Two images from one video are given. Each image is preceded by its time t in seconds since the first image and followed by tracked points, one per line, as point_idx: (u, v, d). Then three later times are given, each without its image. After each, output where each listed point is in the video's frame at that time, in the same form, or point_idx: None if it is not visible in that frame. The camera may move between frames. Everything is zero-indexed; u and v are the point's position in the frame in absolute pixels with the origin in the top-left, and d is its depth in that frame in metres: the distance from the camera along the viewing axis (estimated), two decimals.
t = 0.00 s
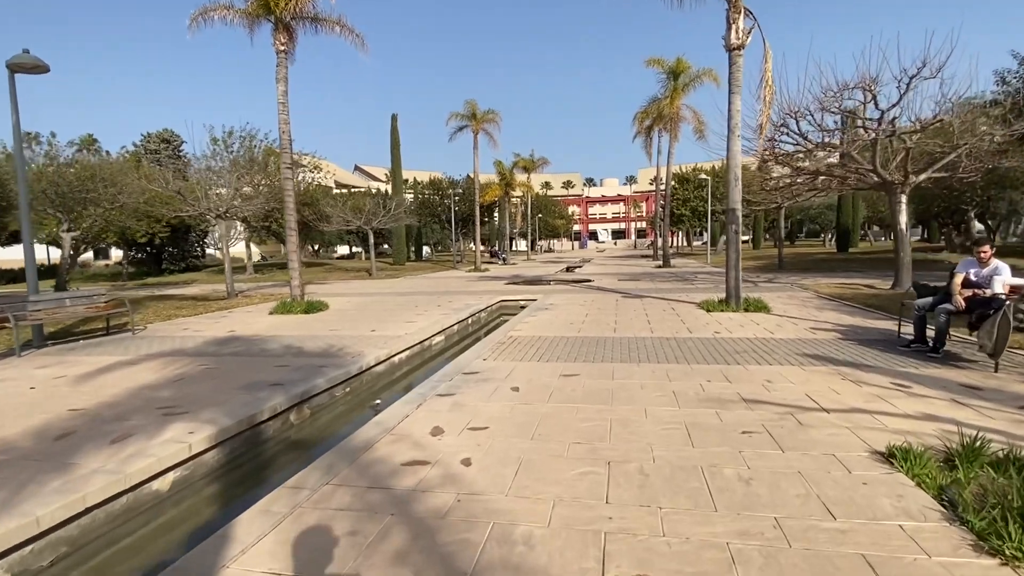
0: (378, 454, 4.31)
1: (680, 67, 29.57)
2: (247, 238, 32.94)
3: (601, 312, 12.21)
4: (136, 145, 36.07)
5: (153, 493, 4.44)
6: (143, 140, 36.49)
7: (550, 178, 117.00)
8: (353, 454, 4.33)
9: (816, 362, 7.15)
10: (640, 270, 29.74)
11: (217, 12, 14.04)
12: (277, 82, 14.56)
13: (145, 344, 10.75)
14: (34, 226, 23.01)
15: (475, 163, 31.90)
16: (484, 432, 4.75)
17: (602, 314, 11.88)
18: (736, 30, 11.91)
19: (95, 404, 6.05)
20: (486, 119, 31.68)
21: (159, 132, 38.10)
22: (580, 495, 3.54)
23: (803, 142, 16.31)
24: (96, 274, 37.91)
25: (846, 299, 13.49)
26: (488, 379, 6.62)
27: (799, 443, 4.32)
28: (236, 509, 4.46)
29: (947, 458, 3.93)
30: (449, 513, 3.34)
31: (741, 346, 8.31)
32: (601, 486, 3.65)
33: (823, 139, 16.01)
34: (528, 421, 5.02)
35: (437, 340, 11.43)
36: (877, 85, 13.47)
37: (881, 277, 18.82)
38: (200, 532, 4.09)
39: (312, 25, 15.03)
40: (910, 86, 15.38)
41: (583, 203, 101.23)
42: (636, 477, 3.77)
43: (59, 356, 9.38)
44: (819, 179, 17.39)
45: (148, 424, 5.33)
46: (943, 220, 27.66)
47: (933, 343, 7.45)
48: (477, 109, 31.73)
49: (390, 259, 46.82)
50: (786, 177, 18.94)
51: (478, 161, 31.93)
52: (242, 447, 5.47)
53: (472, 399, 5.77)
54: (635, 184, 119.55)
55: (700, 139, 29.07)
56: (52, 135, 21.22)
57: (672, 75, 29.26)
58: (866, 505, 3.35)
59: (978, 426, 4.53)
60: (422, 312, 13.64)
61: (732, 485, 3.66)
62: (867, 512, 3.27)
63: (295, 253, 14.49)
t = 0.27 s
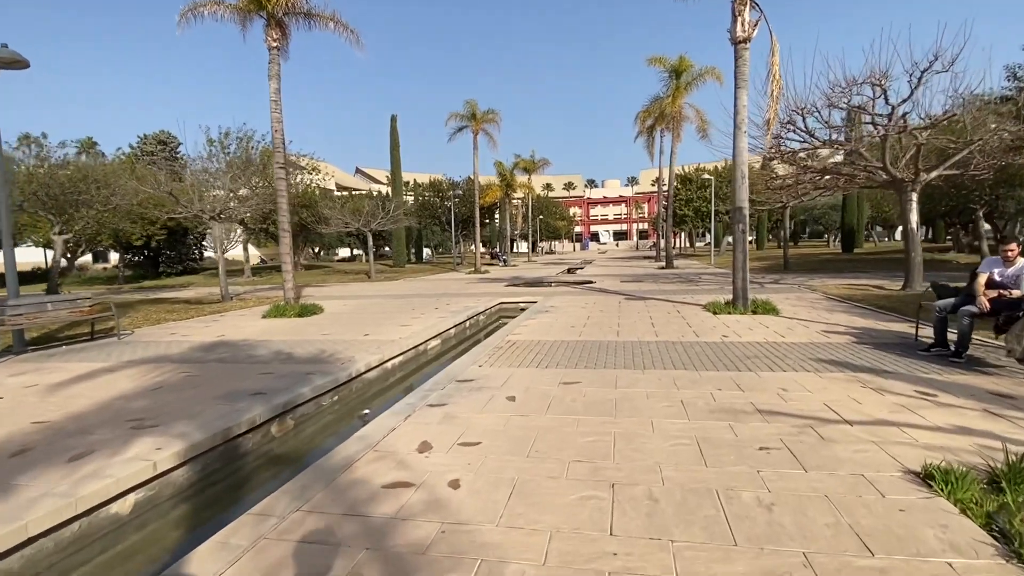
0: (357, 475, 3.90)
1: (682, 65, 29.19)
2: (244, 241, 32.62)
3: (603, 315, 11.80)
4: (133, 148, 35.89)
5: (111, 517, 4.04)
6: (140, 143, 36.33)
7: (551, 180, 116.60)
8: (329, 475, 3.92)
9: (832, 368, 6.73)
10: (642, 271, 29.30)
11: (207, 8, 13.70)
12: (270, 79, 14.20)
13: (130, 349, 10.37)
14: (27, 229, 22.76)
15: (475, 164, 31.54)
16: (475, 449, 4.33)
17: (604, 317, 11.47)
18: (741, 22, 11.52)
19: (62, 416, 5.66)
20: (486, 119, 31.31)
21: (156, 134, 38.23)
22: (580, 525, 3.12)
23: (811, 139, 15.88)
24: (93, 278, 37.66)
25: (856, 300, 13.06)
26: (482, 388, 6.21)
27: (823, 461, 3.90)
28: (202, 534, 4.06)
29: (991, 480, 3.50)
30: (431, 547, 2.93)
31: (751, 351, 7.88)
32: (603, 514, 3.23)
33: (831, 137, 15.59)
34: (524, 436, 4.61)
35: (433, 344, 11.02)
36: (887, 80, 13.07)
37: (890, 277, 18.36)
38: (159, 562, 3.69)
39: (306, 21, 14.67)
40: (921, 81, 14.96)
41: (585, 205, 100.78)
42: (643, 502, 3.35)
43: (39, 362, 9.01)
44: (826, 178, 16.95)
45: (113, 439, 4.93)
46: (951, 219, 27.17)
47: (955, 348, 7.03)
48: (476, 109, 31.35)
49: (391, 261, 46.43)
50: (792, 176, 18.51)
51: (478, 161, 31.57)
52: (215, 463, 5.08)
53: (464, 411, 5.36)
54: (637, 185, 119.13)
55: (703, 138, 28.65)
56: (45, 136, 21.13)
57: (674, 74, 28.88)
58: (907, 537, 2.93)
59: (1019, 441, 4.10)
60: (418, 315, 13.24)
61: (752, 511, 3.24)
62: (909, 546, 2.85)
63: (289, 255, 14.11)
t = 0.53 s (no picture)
0: (334, 512, 3.52)
1: (683, 65, 28.84)
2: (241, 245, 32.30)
3: (605, 322, 11.42)
4: (129, 151, 35.61)
5: (65, 558, 3.67)
6: (136, 146, 36.06)
7: (552, 181, 116.25)
8: (303, 512, 3.55)
9: (848, 381, 6.34)
10: (644, 274, 28.93)
11: (197, 7, 13.35)
12: (261, 80, 13.85)
13: (114, 360, 10.01)
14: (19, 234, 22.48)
15: (474, 166, 31.19)
16: (466, 479, 3.95)
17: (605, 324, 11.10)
18: (746, 19, 11.15)
19: (26, 438, 5.29)
20: (485, 121, 30.97)
21: (152, 136, 38.02)
22: None
23: (817, 139, 15.51)
24: (89, 282, 37.38)
25: (865, 305, 12.67)
26: (477, 405, 5.82)
27: (850, 494, 3.52)
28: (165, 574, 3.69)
29: None
30: None
31: (761, 361, 7.51)
32: (607, 562, 2.85)
33: (837, 137, 15.24)
34: (520, 463, 4.23)
35: (429, 352, 10.64)
36: (895, 78, 12.71)
37: (897, 280, 17.97)
38: None
39: (298, 20, 14.32)
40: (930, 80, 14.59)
41: (585, 206, 100.40)
42: (652, 548, 2.97)
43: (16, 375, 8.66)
44: (832, 179, 16.57)
45: (76, 465, 4.56)
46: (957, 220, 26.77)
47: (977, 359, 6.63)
48: (475, 110, 31.01)
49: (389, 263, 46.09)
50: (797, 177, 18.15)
51: (477, 163, 31.22)
52: (188, 491, 4.70)
53: (456, 432, 4.97)
54: (637, 186, 118.83)
55: (705, 140, 28.28)
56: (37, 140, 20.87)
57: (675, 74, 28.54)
58: None
59: None
60: (414, 321, 12.86)
61: (776, 559, 2.86)
62: None
63: (281, 260, 13.75)
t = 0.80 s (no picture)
0: (305, 542, 3.14)
1: (681, 64, 28.53)
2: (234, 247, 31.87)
3: (605, 324, 11.04)
4: (121, 153, 35.23)
5: None
6: (128, 147, 35.65)
7: (549, 182, 115.93)
8: (271, 540, 3.17)
9: (864, 386, 5.96)
10: (642, 274, 28.56)
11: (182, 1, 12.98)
12: (250, 77, 13.47)
13: (93, 366, 9.61)
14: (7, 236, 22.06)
15: (470, 166, 30.83)
16: (454, 500, 3.57)
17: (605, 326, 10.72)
18: (748, 10, 10.81)
19: None
20: (482, 120, 30.61)
21: (145, 138, 37.58)
22: None
23: (820, 136, 15.17)
24: (81, 286, 36.91)
25: (872, 305, 12.30)
26: (469, 414, 5.44)
27: (882, 518, 3.14)
28: None
29: None
30: None
31: (769, 364, 7.13)
32: None
33: (841, 133, 14.89)
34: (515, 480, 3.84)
35: (422, 356, 10.25)
36: (902, 72, 12.37)
37: (902, 279, 17.61)
38: None
39: (287, 15, 13.94)
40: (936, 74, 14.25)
41: (583, 207, 100.11)
42: None
43: None
44: (835, 176, 16.24)
45: (29, 484, 4.17)
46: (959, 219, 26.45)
47: (1000, 360, 6.25)
48: (471, 110, 30.65)
49: (386, 265, 45.69)
50: (800, 174, 17.79)
51: (473, 164, 30.86)
52: (153, 512, 4.31)
53: (447, 445, 4.59)
54: (635, 187, 118.62)
55: (704, 139, 27.96)
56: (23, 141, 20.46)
57: (673, 72, 28.22)
58: None
59: None
60: (408, 324, 12.48)
61: None
62: None
63: (270, 261, 13.36)
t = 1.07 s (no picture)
0: None
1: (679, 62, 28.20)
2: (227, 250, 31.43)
3: (605, 329, 10.68)
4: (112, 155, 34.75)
5: None
6: (120, 150, 35.19)
7: (546, 183, 115.61)
8: None
9: (882, 397, 5.61)
10: (641, 276, 28.22)
11: None
12: (237, 76, 13.07)
13: (72, 376, 9.21)
14: None
15: (466, 167, 30.45)
16: (443, 538, 3.20)
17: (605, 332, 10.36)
18: (751, 4, 10.47)
19: None
20: (477, 121, 30.23)
21: (137, 140, 37.12)
22: None
23: (823, 133, 14.84)
24: (72, 291, 36.41)
25: (878, 307, 11.98)
26: (462, 431, 5.06)
27: (924, 558, 2.79)
28: None
29: None
30: None
31: (779, 373, 6.78)
32: None
33: (845, 130, 14.55)
34: (511, 512, 3.47)
35: (415, 364, 9.87)
36: (908, 67, 12.03)
37: (905, 280, 17.31)
38: None
39: (276, 12, 13.55)
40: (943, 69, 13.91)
41: (580, 208, 99.83)
42: None
43: None
44: (838, 175, 15.92)
45: None
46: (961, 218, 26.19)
47: None
48: (467, 110, 30.27)
49: (382, 268, 45.27)
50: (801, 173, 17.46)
51: (469, 165, 30.48)
52: (113, 546, 3.93)
53: (436, 468, 4.22)
54: (632, 187, 118.38)
55: (702, 138, 27.64)
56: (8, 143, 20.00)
57: (671, 71, 27.90)
58: None
59: None
60: (401, 330, 12.09)
61: None
62: None
63: (259, 266, 12.98)
